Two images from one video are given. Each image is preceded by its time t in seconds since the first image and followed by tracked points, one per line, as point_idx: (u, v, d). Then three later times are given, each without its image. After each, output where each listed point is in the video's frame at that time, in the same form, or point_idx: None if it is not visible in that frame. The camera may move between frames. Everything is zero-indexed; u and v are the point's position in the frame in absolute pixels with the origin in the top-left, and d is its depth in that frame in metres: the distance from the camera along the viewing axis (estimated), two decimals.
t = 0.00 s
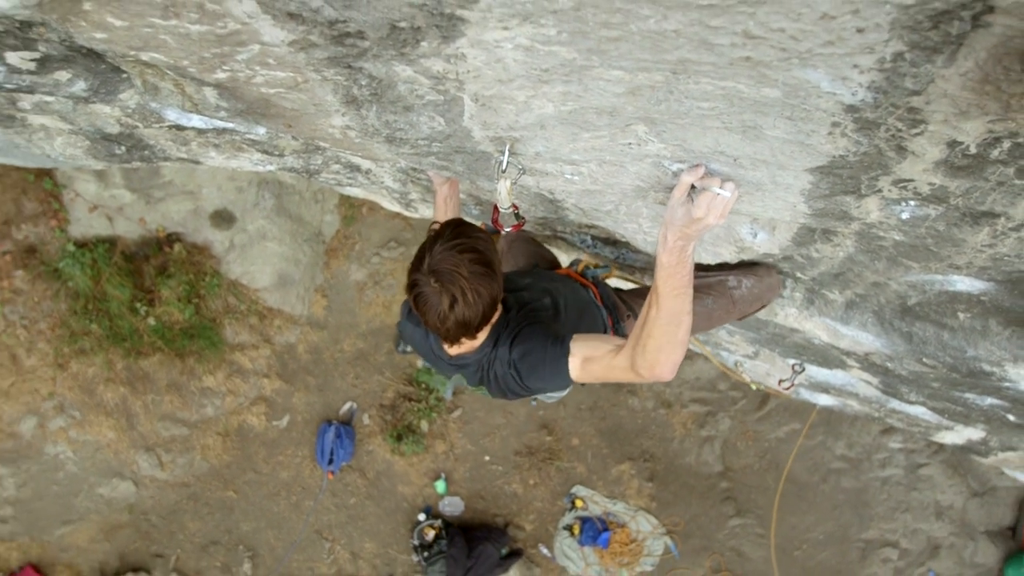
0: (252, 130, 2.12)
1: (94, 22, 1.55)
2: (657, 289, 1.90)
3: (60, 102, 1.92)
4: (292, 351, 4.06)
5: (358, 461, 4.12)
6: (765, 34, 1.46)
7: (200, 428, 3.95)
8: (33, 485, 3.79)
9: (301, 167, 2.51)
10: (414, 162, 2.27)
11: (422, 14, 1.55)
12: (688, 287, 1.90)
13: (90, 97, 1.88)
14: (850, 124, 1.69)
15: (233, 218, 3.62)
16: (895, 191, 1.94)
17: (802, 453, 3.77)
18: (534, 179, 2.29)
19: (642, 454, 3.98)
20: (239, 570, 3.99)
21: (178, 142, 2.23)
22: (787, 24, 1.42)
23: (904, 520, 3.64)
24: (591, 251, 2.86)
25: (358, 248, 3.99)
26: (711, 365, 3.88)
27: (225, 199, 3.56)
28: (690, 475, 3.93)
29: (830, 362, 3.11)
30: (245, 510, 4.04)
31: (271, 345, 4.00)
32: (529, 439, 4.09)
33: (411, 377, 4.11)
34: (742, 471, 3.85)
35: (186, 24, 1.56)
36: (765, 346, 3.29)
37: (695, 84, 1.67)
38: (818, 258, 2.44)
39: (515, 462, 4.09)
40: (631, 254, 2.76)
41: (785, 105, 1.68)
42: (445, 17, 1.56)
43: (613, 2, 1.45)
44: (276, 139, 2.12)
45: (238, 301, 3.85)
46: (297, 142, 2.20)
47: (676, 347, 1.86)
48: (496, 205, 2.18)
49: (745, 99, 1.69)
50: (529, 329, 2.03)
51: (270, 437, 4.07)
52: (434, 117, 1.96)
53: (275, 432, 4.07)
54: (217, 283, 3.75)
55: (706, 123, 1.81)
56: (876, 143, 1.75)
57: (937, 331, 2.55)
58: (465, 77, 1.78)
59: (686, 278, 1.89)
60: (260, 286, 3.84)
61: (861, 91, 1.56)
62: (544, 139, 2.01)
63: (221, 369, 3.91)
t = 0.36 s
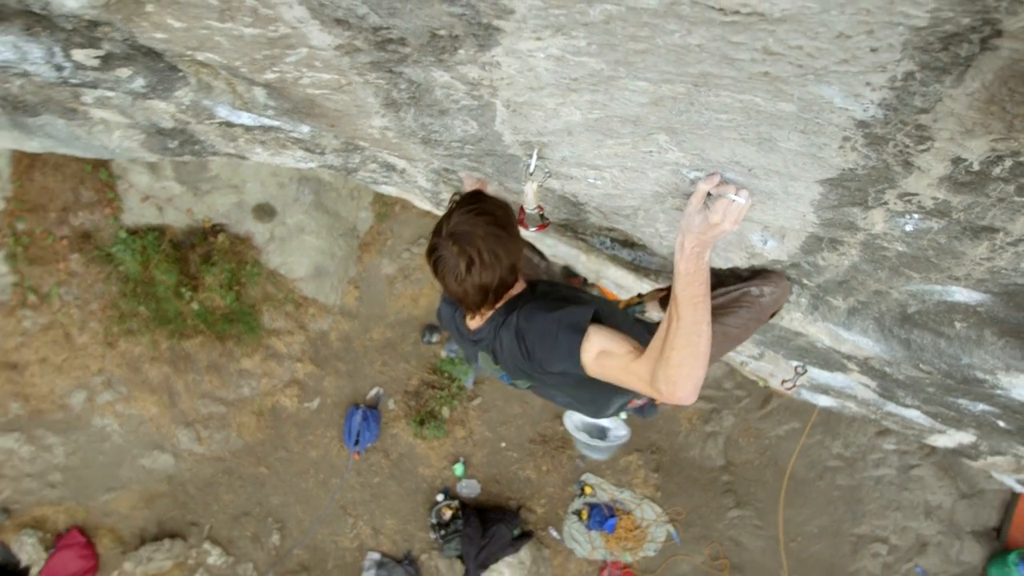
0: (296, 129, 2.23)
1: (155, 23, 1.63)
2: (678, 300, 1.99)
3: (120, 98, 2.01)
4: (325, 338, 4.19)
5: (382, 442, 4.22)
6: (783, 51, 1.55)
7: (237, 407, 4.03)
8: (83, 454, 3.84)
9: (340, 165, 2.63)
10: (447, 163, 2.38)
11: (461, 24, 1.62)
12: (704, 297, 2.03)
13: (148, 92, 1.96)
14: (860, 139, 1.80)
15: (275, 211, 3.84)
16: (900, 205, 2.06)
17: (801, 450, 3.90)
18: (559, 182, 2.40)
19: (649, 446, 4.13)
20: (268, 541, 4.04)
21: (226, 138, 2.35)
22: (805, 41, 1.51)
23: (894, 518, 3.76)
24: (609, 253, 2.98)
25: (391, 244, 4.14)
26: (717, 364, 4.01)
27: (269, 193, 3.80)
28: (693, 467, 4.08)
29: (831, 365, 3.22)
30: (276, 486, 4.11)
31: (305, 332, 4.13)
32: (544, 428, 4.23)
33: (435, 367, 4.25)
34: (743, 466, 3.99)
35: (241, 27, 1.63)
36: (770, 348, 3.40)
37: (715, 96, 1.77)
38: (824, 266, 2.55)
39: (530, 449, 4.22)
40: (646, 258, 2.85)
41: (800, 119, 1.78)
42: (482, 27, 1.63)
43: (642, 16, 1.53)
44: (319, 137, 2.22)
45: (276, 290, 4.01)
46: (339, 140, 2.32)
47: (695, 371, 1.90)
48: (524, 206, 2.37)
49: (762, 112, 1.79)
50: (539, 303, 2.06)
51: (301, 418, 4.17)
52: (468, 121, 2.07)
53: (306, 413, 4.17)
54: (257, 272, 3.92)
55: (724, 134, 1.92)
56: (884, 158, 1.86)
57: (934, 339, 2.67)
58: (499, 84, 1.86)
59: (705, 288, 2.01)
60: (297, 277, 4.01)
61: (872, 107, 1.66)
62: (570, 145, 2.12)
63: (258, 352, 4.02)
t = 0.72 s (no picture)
0: (344, 120, 2.31)
1: (219, 12, 1.71)
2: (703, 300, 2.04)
3: (180, 83, 2.13)
4: (357, 324, 4.27)
5: (406, 424, 4.31)
6: (819, 63, 1.58)
7: (272, 383, 4.17)
8: (123, 419, 4.06)
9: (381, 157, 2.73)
10: (485, 158, 2.45)
11: (509, 24, 1.66)
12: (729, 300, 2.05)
13: (207, 79, 2.06)
14: (888, 153, 1.84)
15: (315, 202, 3.94)
16: (922, 220, 2.10)
17: (809, 456, 3.95)
18: (592, 182, 2.45)
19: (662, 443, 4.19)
20: (294, 513, 4.23)
21: (275, 127, 2.45)
22: (841, 54, 1.53)
23: (897, 526, 3.81)
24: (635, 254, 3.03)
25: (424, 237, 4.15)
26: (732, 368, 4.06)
27: (309, 183, 3.89)
28: (703, 466, 4.14)
29: (844, 374, 3.27)
30: (305, 459, 4.26)
31: (338, 316, 4.21)
32: (562, 420, 4.27)
33: (460, 355, 4.31)
34: (752, 467, 4.04)
35: (299, 20, 1.70)
36: (784, 354, 3.44)
37: (750, 105, 1.80)
38: (843, 276, 2.60)
39: (547, 440, 4.29)
40: (670, 260, 2.90)
41: (830, 131, 1.82)
42: (530, 28, 1.66)
43: (683, 24, 1.57)
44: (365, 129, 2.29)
45: (313, 275, 4.08)
46: (383, 132, 2.40)
47: (717, 370, 1.99)
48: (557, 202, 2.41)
49: (794, 123, 1.83)
50: (564, 282, 2.09)
51: (331, 397, 4.28)
52: (509, 119, 2.12)
53: (336, 393, 4.28)
54: (296, 257, 4.00)
55: (756, 142, 1.96)
56: (909, 173, 1.90)
57: (947, 353, 2.72)
58: (542, 84, 1.91)
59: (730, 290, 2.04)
60: (334, 263, 4.08)
61: (903, 122, 1.70)
62: (605, 146, 2.17)
63: (293, 332, 4.12)
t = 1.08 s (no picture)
0: (384, 117, 2.34)
1: (269, 6, 1.72)
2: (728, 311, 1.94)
3: (226, 74, 2.15)
4: (382, 320, 4.26)
5: (424, 421, 4.32)
6: (859, 79, 1.54)
7: (295, 373, 4.20)
8: (150, 402, 4.10)
9: (415, 155, 2.75)
10: (519, 161, 2.45)
11: (553, 28, 1.65)
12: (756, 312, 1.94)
13: (253, 71, 2.07)
14: (921, 171, 1.81)
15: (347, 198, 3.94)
16: (953, 240, 2.07)
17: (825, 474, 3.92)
18: (624, 189, 2.44)
19: (677, 453, 4.17)
20: (311, 502, 4.27)
21: (315, 121, 2.51)
22: (881, 71, 1.50)
23: (909, 548, 3.81)
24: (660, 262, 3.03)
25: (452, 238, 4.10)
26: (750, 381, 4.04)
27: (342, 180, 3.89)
28: (718, 478, 4.11)
29: (864, 393, 3.25)
30: (324, 450, 4.30)
31: (363, 311, 4.21)
32: (579, 425, 4.26)
33: (481, 356, 4.31)
34: (766, 481, 4.02)
35: (347, 16, 1.72)
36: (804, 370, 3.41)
37: (785, 118, 1.77)
38: (868, 294, 2.58)
39: (563, 444, 4.29)
40: (696, 269, 2.91)
41: (864, 147, 1.79)
42: (573, 33, 1.65)
43: (725, 35, 1.54)
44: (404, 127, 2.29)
45: (341, 269, 4.08)
46: (420, 130, 2.43)
47: (740, 383, 1.91)
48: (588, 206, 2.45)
49: (829, 137, 1.80)
50: (583, 298, 2.10)
51: (353, 390, 4.29)
52: (546, 122, 2.12)
53: (359, 386, 4.29)
54: (326, 251, 4.01)
55: (789, 156, 1.93)
56: (941, 193, 1.87)
57: (969, 377, 2.70)
58: (581, 89, 1.90)
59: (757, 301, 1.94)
60: (362, 259, 4.07)
61: (938, 141, 1.66)
62: (639, 153, 2.16)
63: (319, 326, 4.15)
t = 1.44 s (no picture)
0: (410, 125, 2.34)
1: (303, 13, 1.72)
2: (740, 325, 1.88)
3: (256, 79, 2.16)
4: (399, 329, 4.27)
5: (437, 432, 4.30)
6: (887, 101, 1.51)
7: (311, 380, 4.21)
8: (165, 403, 4.12)
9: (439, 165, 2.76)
10: (544, 174, 2.44)
11: (583, 42, 1.64)
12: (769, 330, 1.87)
13: (282, 77, 2.09)
14: (947, 196, 1.76)
15: (368, 205, 3.97)
16: (978, 266, 2.02)
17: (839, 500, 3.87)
18: (647, 206, 2.43)
19: (691, 473, 4.12)
20: (321, 509, 4.24)
21: (341, 129, 2.52)
22: (910, 94, 1.46)
23: None
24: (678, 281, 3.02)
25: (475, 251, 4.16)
26: (765, 402, 4.01)
27: (365, 188, 3.94)
28: (731, 500, 4.06)
29: (882, 418, 3.21)
30: (337, 457, 4.29)
31: (381, 320, 4.23)
32: (592, 441, 4.25)
33: (496, 368, 4.30)
34: (779, 506, 3.97)
35: (379, 25, 1.72)
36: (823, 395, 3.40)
37: (812, 138, 1.73)
38: (890, 318, 2.55)
39: (576, 460, 4.26)
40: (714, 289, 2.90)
41: (890, 169, 1.75)
42: (603, 47, 1.64)
43: (755, 53, 1.50)
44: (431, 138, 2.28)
45: (360, 277, 4.11)
46: (445, 141, 2.44)
47: (747, 401, 1.84)
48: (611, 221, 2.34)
49: (856, 158, 1.76)
50: (608, 286, 2.09)
51: (368, 398, 4.29)
52: (572, 136, 2.11)
53: (373, 395, 4.29)
54: (346, 259, 4.04)
55: (815, 176, 1.89)
56: (968, 218, 1.82)
57: (991, 406, 2.65)
58: (608, 104, 1.88)
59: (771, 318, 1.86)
60: (381, 268, 4.10)
61: (966, 165, 1.61)
62: (664, 170, 2.14)
63: (336, 333, 4.16)
